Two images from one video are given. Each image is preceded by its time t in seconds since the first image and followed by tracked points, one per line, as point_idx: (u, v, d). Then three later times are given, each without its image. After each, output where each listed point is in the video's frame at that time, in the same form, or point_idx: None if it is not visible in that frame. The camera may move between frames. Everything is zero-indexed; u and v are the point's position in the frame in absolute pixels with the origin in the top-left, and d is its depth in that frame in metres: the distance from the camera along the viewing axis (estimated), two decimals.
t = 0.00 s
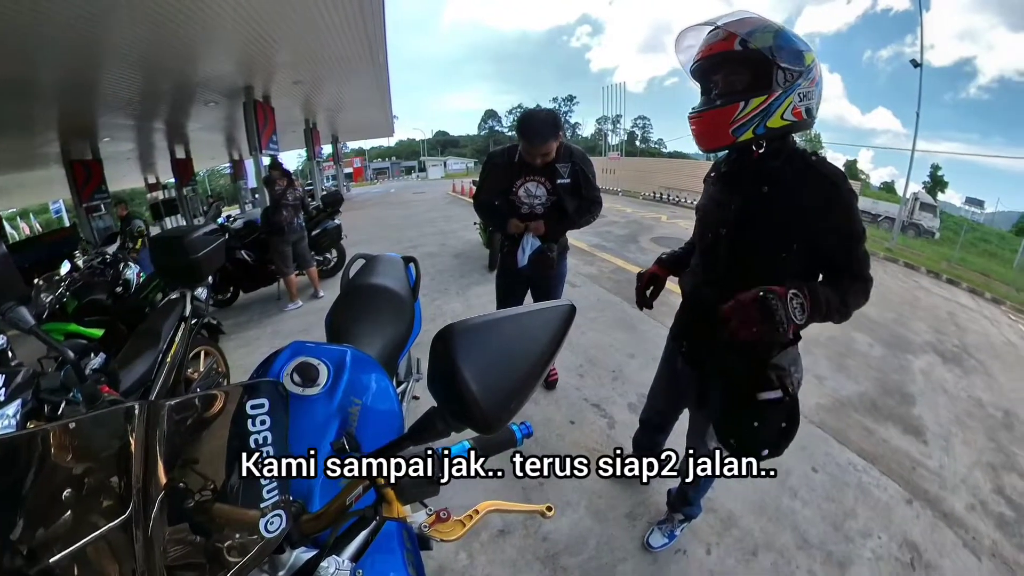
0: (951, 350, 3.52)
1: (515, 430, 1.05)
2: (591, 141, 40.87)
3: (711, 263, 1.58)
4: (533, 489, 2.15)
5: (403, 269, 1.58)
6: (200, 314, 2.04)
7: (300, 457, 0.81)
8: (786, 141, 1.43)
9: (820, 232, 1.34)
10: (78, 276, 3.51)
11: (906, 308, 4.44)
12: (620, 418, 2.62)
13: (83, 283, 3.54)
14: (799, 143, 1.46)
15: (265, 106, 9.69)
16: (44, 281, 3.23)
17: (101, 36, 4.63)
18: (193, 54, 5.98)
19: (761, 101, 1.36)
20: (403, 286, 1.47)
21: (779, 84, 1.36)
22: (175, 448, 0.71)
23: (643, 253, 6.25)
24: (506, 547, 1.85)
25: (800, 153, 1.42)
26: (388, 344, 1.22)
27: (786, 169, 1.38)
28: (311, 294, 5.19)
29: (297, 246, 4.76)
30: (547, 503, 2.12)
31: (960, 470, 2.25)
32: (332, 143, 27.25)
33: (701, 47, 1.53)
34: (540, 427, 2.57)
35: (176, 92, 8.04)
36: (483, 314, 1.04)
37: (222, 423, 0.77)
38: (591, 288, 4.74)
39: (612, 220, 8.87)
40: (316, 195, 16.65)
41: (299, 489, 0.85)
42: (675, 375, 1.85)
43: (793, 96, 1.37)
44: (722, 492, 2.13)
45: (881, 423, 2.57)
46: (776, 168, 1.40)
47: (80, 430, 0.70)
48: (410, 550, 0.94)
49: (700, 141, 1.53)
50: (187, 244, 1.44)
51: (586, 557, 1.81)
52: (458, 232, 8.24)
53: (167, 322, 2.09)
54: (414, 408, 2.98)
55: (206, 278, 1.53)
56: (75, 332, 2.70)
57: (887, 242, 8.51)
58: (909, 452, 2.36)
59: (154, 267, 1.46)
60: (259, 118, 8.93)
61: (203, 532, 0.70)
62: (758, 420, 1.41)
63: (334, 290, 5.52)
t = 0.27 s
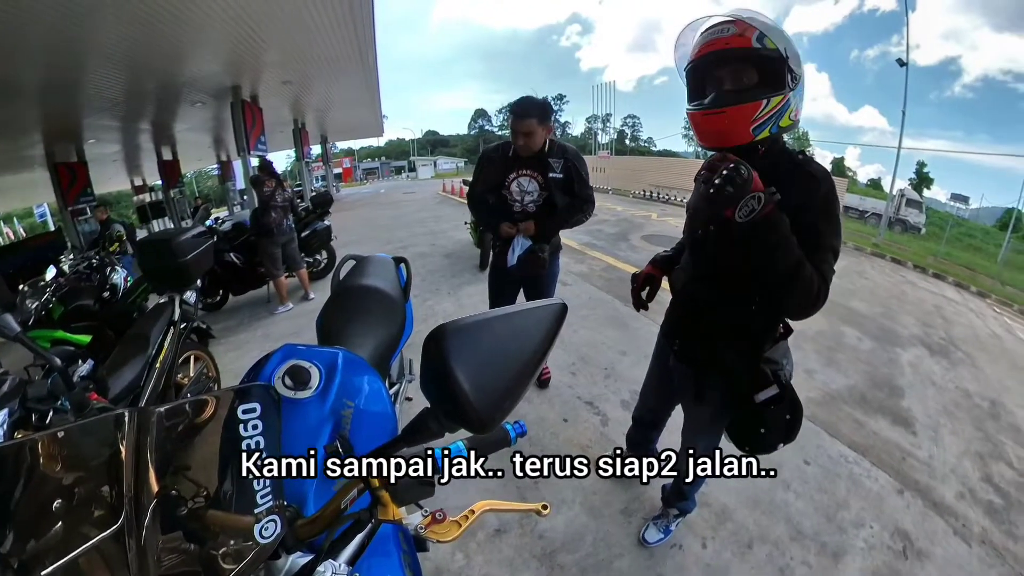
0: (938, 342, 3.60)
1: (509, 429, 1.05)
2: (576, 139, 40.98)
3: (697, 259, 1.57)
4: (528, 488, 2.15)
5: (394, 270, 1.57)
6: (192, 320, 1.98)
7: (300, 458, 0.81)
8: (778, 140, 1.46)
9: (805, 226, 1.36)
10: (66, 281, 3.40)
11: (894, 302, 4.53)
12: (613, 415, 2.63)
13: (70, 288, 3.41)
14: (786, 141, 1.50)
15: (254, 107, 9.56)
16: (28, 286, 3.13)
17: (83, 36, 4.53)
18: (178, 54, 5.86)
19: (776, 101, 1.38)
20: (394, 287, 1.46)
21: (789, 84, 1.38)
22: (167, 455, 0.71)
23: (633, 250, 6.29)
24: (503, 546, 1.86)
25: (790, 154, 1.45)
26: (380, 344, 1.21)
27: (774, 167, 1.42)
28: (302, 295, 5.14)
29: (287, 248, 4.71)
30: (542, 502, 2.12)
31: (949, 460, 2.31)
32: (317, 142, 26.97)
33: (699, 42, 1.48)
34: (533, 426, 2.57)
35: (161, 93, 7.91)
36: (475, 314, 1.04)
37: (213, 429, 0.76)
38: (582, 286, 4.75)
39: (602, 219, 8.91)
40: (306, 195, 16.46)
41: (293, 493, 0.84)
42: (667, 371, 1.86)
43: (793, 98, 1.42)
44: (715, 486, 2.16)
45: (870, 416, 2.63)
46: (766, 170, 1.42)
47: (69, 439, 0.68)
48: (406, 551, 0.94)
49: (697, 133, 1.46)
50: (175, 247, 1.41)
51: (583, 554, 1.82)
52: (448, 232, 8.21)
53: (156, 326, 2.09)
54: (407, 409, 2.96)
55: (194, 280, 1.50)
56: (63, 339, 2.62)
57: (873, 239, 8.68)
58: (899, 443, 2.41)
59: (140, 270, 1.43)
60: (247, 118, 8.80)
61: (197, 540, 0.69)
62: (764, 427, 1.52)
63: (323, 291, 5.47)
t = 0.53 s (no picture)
0: (929, 337, 3.66)
1: (504, 429, 1.05)
2: (564, 138, 41.09)
3: (692, 258, 1.58)
4: (525, 487, 2.15)
5: (387, 270, 1.57)
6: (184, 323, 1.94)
7: (300, 458, 0.81)
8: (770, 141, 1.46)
9: (798, 221, 1.37)
10: (55, 285, 3.35)
11: (884, 298, 4.60)
12: (609, 413, 2.64)
13: (59, 292, 3.35)
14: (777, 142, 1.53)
15: (244, 107, 9.48)
16: (17, 291, 3.14)
17: (72, 37, 4.47)
18: (167, 55, 5.80)
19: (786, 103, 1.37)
20: (388, 288, 1.45)
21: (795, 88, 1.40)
22: (161, 460, 0.70)
23: (627, 249, 6.33)
24: (501, 545, 1.86)
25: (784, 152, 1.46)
26: (375, 345, 1.21)
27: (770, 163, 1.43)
28: (294, 297, 5.10)
29: (279, 249, 4.67)
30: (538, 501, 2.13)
31: (941, 453, 2.35)
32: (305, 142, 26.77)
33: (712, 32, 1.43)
34: (529, 425, 2.57)
35: (150, 95, 7.83)
36: (468, 314, 1.05)
37: (207, 433, 0.75)
38: (576, 285, 4.77)
39: (594, 218, 8.95)
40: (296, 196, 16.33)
41: (289, 496, 0.84)
42: (662, 369, 1.87)
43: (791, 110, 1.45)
44: (711, 483, 2.17)
45: (863, 410, 2.67)
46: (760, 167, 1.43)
47: (61, 447, 0.68)
48: (403, 554, 0.93)
49: (704, 119, 1.40)
50: (166, 249, 1.38)
51: (580, 552, 1.82)
52: (440, 232, 8.19)
53: (147, 330, 2.04)
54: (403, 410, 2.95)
55: (186, 283, 1.48)
56: (53, 344, 2.59)
57: (865, 235, 8.81)
58: (891, 437, 2.45)
59: (131, 273, 1.41)
60: (238, 119, 8.73)
61: (193, 546, 0.68)
62: (767, 422, 1.48)
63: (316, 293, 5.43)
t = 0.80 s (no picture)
0: (938, 343, 3.60)
1: (509, 429, 1.05)
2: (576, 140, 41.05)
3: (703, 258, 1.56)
4: (528, 488, 2.15)
5: (394, 269, 1.58)
6: (190, 320, 1.96)
7: (301, 458, 0.80)
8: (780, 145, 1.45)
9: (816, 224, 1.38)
10: (67, 282, 3.40)
11: (893, 302, 4.53)
12: (614, 416, 2.63)
13: (71, 288, 3.41)
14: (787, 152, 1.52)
15: (253, 107, 9.56)
16: (28, 287, 3.20)
17: (84, 36, 4.54)
18: (178, 54, 5.86)
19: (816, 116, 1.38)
20: (395, 287, 1.46)
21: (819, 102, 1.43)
22: (167, 455, 0.70)
23: (633, 250, 6.30)
24: (504, 546, 1.85)
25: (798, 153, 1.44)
26: (382, 345, 1.21)
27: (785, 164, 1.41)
28: (301, 296, 5.14)
29: (287, 248, 4.71)
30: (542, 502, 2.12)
31: (949, 460, 2.30)
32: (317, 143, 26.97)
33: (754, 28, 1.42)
34: (534, 426, 2.57)
35: (162, 94, 7.93)
36: (477, 314, 1.05)
37: (213, 429, 0.76)
38: (583, 286, 4.75)
39: (602, 220, 8.91)
40: (303, 196, 16.45)
41: (292, 493, 0.84)
42: (671, 374, 1.85)
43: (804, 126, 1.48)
44: (716, 487, 2.15)
45: (871, 416, 2.62)
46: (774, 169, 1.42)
47: (68, 440, 0.68)
48: (406, 552, 0.94)
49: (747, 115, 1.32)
50: (176, 248, 1.41)
51: (584, 554, 1.81)
52: (448, 232, 8.22)
53: (156, 327, 2.06)
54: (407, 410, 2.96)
55: (195, 280, 1.50)
56: (64, 339, 2.65)
57: (876, 239, 8.68)
58: (898, 443, 2.41)
59: (139, 269, 1.42)
60: (247, 119, 8.81)
61: (197, 540, 0.69)
62: (783, 417, 1.44)
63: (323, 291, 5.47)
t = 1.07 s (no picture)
0: (960, 354, 3.46)
1: (519, 431, 1.05)
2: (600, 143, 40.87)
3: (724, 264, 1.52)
4: (536, 490, 2.14)
5: (409, 270, 1.59)
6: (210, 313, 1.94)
7: (299, 459, 0.80)
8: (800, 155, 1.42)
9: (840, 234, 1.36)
10: (88, 273, 3.54)
11: (914, 311, 4.38)
12: (624, 421, 2.61)
13: (92, 280, 3.55)
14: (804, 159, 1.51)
15: (272, 107, 9.74)
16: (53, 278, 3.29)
17: (110, 36, 4.67)
18: (200, 55, 6.00)
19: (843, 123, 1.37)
20: (409, 287, 1.47)
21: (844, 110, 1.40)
22: (180, 444, 0.73)
23: (648, 254, 6.22)
24: (509, 548, 1.85)
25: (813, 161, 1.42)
26: (394, 345, 1.22)
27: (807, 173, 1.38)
28: (317, 293, 5.23)
29: (304, 246, 4.79)
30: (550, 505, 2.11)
31: (968, 477, 2.21)
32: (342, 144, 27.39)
33: (783, 30, 1.37)
34: (544, 429, 2.56)
35: (185, 93, 8.12)
36: (492, 315, 1.04)
37: (226, 421, 0.78)
38: (597, 290, 4.72)
39: (618, 223, 8.83)
40: (321, 195, 16.68)
41: (302, 487, 0.86)
42: (685, 381, 1.82)
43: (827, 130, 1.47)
44: (726, 496, 2.11)
45: (887, 429, 2.54)
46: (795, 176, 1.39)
47: (87, 427, 0.71)
48: (412, 550, 0.95)
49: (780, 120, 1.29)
50: (195, 243, 1.45)
51: (589, 559, 1.80)
52: (464, 233, 8.26)
53: (174, 320, 2.19)
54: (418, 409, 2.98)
55: (214, 276, 1.54)
56: (83, 329, 2.78)
57: (896, 246, 8.40)
58: (915, 458, 2.32)
59: (159, 260, 1.47)
60: (266, 119, 8.96)
61: (206, 528, 0.71)
62: (806, 426, 1.46)
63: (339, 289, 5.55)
